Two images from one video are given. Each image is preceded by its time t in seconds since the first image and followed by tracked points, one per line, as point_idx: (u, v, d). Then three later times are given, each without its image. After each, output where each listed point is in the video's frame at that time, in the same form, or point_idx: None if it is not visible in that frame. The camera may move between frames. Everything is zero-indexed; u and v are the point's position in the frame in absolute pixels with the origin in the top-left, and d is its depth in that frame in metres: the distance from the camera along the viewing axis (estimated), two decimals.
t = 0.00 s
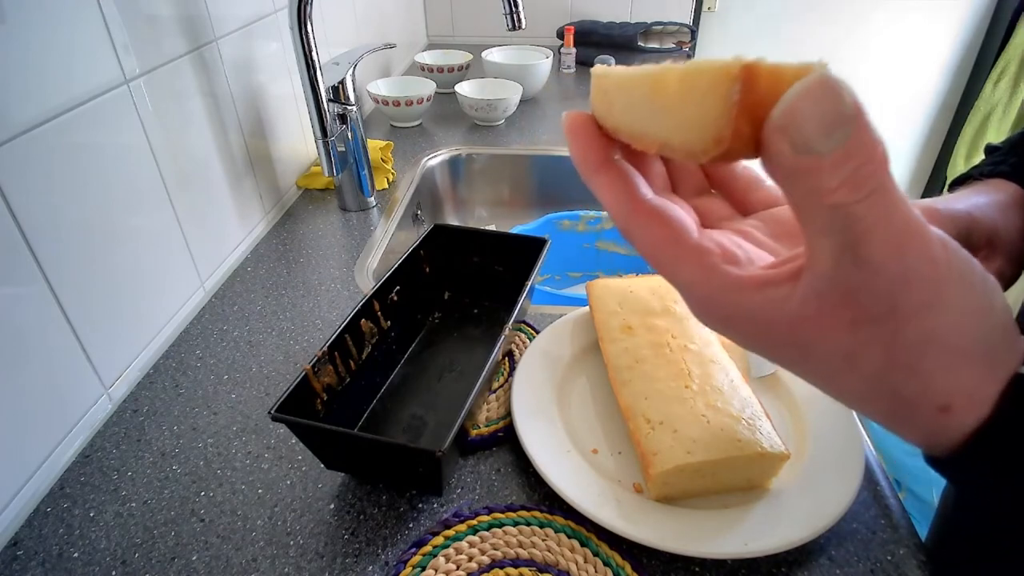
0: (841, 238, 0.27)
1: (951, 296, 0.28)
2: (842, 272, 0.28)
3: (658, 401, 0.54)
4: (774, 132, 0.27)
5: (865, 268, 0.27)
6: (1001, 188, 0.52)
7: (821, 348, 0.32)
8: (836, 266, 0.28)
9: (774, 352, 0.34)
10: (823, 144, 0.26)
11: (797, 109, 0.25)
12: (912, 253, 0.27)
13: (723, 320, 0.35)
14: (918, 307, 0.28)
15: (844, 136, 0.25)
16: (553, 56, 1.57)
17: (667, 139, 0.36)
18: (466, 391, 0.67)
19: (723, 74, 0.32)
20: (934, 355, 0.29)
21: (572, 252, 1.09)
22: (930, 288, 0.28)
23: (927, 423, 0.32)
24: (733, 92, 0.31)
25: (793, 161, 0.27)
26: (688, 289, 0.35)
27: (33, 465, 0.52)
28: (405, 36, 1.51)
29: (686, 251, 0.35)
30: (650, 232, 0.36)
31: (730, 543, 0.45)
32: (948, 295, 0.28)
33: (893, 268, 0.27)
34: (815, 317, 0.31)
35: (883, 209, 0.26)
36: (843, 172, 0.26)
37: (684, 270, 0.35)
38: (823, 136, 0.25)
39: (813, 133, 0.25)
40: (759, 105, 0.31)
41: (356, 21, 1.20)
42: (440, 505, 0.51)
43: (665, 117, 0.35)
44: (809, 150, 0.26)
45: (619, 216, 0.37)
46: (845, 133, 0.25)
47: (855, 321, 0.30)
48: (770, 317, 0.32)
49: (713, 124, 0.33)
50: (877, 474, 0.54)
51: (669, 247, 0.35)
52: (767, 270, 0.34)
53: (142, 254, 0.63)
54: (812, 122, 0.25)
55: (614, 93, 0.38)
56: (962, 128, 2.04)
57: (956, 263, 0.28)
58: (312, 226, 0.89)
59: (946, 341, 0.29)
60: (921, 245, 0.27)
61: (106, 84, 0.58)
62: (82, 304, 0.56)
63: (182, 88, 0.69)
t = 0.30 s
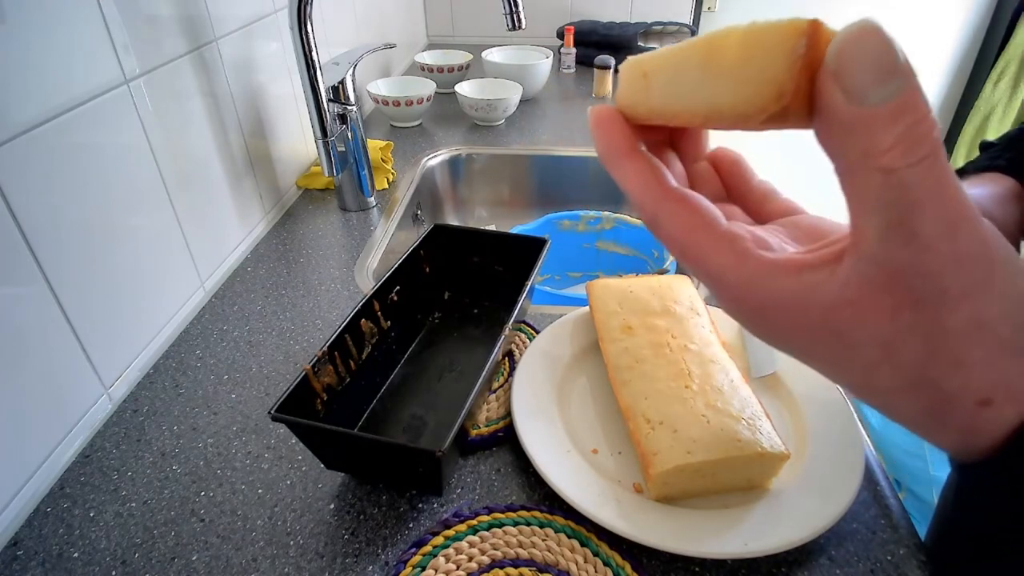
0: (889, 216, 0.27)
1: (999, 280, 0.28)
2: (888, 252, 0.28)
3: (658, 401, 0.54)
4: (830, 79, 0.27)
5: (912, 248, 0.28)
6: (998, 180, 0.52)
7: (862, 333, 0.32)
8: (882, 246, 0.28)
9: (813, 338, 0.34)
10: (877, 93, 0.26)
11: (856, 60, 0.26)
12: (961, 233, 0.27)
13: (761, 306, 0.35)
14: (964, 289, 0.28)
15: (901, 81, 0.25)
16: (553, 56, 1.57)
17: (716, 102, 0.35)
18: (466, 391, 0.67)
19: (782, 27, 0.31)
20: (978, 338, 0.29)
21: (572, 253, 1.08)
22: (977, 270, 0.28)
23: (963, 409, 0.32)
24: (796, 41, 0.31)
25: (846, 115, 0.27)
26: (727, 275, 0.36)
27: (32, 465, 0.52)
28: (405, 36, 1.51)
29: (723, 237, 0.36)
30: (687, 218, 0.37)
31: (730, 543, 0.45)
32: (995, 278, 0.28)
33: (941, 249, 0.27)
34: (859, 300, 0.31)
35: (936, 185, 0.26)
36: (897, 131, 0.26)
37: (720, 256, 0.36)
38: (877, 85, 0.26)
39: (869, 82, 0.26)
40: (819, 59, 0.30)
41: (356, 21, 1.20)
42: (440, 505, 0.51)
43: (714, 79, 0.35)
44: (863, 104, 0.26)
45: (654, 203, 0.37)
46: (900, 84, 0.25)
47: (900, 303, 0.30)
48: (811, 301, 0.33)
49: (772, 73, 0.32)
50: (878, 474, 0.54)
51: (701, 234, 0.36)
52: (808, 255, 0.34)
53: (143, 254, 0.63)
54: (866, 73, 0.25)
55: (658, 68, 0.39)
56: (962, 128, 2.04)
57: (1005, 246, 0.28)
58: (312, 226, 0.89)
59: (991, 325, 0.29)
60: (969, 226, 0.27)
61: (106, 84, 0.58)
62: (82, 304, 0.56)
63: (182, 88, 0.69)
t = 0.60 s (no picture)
0: (887, 237, 0.28)
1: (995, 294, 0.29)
2: (887, 269, 0.29)
3: (658, 401, 0.54)
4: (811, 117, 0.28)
5: (909, 267, 0.28)
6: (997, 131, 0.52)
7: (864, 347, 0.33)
8: (881, 265, 0.29)
9: (818, 349, 0.35)
10: (856, 128, 0.26)
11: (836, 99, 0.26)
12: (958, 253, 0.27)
13: (767, 318, 0.36)
14: (962, 306, 0.29)
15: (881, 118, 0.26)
16: (554, 56, 1.57)
17: (717, 136, 0.37)
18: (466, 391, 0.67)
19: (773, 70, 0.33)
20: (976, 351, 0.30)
21: (572, 253, 1.09)
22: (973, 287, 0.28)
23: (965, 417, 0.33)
24: (787, 83, 0.32)
25: (828, 149, 0.28)
26: (735, 288, 0.37)
27: (31, 465, 0.52)
28: (405, 36, 1.51)
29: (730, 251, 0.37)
30: (696, 232, 0.38)
31: (730, 543, 0.45)
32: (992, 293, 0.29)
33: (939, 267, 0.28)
34: (860, 317, 0.31)
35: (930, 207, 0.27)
36: (882, 160, 0.26)
37: (730, 267, 0.37)
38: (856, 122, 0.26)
39: (847, 118, 0.26)
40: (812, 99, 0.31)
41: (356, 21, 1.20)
42: (440, 505, 0.51)
43: (714, 114, 0.36)
44: (844, 137, 0.27)
45: (672, 215, 0.39)
46: (875, 123, 0.26)
47: (901, 318, 0.30)
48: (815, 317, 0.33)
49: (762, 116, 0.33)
50: (878, 474, 0.54)
51: (712, 245, 0.38)
52: (815, 269, 0.35)
53: (143, 254, 0.63)
54: (846, 109, 0.26)
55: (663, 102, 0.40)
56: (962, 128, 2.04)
57: (1001, 262, 0.29)
58: (312, 226, 0.89)
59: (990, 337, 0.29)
60: (964, 243, 0.27)
61: (106, 84, 0.58)
62: (82, 304, 0.56)
63: (183, 88, 0.69)
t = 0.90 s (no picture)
0: (891, 250, 0.28)
1: (996, 301, 0.29)
2: (892, 280, 0.29)
3: (658, 401, 0.54)
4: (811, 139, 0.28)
5: (912, 278, 0.28)
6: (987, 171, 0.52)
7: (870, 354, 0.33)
8: (885, 276, 0.29)
9: (824, 355, 0.35)
10: (858, 148, 0.26)
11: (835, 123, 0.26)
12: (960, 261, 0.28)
13: (778, 327, 0.36)
14: (963, 315, 0.29)
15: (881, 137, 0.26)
16: (554, 56, 1.57)
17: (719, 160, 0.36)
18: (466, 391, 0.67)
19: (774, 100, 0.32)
20: (978, 357, 0.30)
21: (572, 253, 1.09)
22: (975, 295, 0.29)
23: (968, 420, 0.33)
24: (786, 115, 0.32)
25: (832, 167, 0.27)
26: (746, 296, 0.37)
27: (31, 465, 0.52)
28: (405, 36, 1.51)
29: (744, 259, 0.36)
30: (711, 238, 0.37)
31: (730, 543, 0.45)
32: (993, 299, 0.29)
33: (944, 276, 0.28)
34: (867, 324, 0.32)
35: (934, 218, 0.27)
36: (885, 177, 0.26)
37: (741, 276, 0.36)
38: (856, 143, 0.26)
39: (849, 138, 0.26)
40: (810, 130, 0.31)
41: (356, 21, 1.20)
42: (440, 505, 0.51)
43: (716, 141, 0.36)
44: (846, 156, 0.27)
45: (691, 220, 0.38)
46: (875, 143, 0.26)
47: (905, 326, 0.31)
48: (822, 327, 0.33)
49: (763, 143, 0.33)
50: (878, 474, 0.54)
51: (725, 253, 0.37)
52: (824, 279, 0.35)
53: (143, 254, 0.63)
54: (847, 130, 0.26)
55: (669, 120, 0.39)
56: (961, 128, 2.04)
57: (999, 271, 0.29)
58: (312, 226, 0.89)
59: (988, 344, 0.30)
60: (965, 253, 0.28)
61: (106, 84, 0.58)
62: (82, 304, 0.56)
63: (183, 88, 0.69)
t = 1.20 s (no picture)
0: (897, 270, 0.29)
1: (997, 321, 0.30)
2: (896, 298, 0.30)
3: (658, 401, 0.54)
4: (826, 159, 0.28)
5: (915, 296, 0.29)
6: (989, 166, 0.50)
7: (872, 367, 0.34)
8: (891, 293, 0.30)
9: (825, 366, 0.36)
10: (873, 171, 0.26)
11: (851, 146, 0.27)
12: (961, 281, 0.29)
13: (784, 338, 0.37)
14: (963, 333, 0.30)
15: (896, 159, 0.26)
16: (554, 56, 1.57)
17: (736, 161, 0.37)
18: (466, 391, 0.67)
19: (795, 105, 0.34)
20: (982, 379, 0.31)
21: (572, 254, 1.09)
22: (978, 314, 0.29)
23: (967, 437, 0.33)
24: (804, 121, 0.33)
25: (845, 189, 0.28)
26: (753, 306, 0.37)
27: (31, 465, 0.52)
28: (405, 36, 1.51)
29: (755, 267, 0.37)
30: (728, 242, 0.37)
31: (730, 543, 0.45)
32: (997, 320, 0.30)
33: (945, 296, 0.29)
34: (871, 340, 0.33)
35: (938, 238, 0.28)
36: (896, 200, 0.27)
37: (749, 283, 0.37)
38: (871, 165, 0.27)
39: (866, 160, 0.27)
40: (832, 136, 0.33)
41: (356, 21, 1.20)
42: (440, 505, 0.52)
43: (740, 142, 0.36)
44: (860, 178, 0.27)
45: (708, 219, 0.38)
46: (889, 166, 0.26)
47: (907, 342, 0.32)
48: (828, 342, 0.34)
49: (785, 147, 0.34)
50: (878, 475, 0.54)
51: (738, 257, 0.37)
52: (833, 293, 0.35)
53: (143, 255, 0.63)
54: (864, 153, 0.27)
55: (687, 119, 0.40)
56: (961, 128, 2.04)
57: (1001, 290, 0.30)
58: (312, 226, 0.89)
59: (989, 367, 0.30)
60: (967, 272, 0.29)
61: (106, 84, 0.58)
62: (82, 304, 0.56)
63: (183, 88, 0.69)
